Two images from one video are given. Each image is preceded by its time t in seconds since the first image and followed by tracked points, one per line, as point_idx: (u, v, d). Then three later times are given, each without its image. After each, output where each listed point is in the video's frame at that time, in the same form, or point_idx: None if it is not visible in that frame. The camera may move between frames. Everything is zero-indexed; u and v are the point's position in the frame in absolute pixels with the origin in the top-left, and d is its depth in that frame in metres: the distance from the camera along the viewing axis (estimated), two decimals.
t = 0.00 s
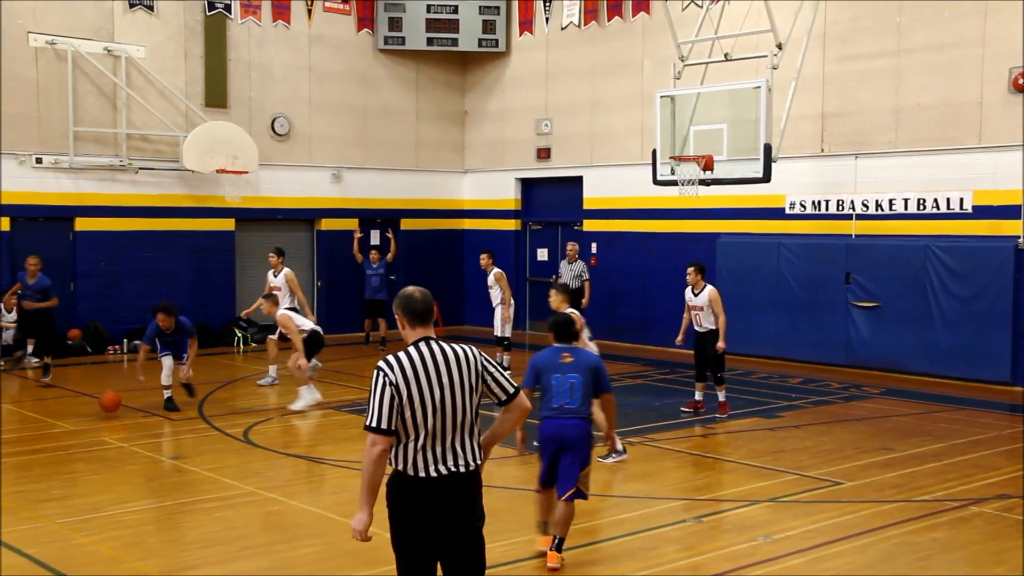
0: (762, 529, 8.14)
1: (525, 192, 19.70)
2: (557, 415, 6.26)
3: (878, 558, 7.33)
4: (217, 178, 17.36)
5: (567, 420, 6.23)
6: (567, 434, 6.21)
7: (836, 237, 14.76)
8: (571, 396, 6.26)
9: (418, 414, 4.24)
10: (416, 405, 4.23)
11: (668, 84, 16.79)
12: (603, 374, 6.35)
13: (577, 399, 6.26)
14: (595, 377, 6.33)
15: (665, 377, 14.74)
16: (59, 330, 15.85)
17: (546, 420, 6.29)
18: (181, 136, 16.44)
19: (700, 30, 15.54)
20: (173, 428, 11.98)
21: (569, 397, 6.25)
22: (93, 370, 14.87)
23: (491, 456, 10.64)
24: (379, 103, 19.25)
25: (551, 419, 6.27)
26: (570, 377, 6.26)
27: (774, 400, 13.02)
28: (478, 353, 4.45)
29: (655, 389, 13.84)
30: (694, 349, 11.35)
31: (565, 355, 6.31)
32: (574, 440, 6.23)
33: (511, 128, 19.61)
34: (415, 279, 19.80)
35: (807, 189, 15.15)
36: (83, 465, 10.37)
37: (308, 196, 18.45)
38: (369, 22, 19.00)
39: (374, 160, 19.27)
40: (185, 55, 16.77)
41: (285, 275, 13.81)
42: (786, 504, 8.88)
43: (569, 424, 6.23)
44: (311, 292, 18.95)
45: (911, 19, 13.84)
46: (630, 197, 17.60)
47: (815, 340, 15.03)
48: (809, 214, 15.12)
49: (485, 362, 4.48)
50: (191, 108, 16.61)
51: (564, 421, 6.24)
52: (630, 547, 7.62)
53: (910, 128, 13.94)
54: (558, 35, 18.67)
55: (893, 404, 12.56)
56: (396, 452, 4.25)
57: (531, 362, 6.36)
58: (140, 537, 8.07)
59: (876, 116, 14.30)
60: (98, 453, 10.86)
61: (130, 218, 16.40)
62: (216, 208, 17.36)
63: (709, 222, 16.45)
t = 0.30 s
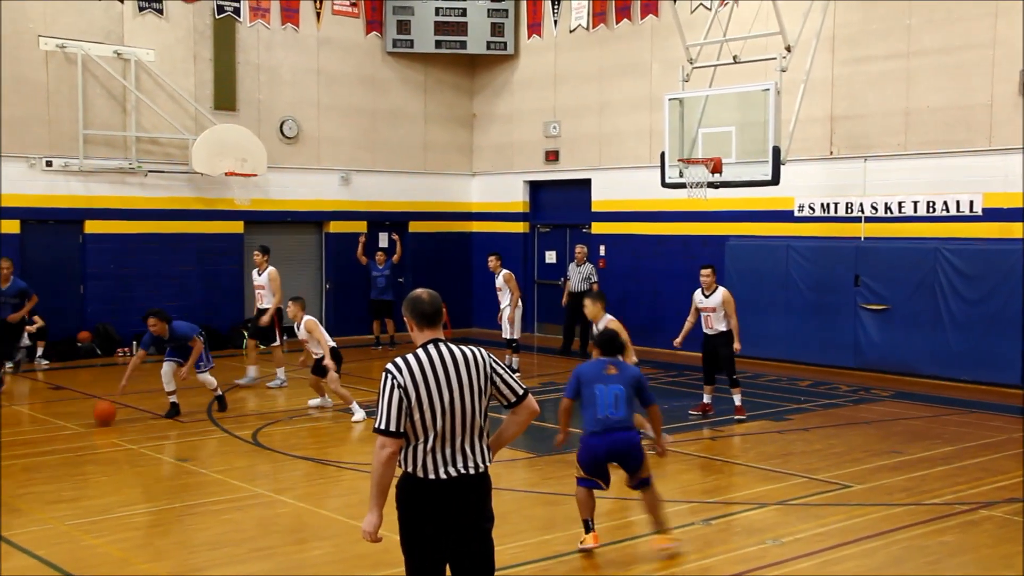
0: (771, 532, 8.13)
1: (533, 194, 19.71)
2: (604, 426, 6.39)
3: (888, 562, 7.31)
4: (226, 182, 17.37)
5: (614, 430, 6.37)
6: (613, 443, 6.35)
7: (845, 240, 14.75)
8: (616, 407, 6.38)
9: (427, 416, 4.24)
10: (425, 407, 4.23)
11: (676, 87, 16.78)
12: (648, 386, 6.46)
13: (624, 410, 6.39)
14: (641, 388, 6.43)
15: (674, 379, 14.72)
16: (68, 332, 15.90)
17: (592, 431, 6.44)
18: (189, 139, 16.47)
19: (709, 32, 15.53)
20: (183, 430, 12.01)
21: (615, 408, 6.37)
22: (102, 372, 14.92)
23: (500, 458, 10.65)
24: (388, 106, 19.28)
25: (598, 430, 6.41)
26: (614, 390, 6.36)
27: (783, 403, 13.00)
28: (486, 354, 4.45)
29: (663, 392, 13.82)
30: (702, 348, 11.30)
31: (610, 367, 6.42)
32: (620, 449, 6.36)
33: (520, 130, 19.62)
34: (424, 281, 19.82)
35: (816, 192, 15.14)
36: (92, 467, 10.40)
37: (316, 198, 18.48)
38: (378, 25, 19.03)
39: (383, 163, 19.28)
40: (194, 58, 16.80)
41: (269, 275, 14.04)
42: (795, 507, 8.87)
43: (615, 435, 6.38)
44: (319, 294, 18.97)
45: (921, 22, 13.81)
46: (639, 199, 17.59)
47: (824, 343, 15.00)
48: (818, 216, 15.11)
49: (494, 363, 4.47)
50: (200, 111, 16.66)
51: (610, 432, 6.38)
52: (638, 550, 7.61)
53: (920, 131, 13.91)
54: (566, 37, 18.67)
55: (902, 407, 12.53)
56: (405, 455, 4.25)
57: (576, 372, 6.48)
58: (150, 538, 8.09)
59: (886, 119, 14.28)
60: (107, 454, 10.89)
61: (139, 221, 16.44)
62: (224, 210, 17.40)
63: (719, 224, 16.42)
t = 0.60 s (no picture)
0: (780, 533, 8.11)
1: (542, 196, 19.71)
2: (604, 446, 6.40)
3: (898, 564, 7.28)
4: (235, 182, 17.42)
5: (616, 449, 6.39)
6: (620, 462, 6.38)
7: (854, 241, 14.72)
8: (611, 423, 6.39)
9: (434, 413, 4.23)
10: (432, 405, 4.22)
11: (684, 88, 16.76)
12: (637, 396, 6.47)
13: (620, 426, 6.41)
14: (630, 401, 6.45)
15: (683, 381, 14.70)
16: (78, 333, 15.96)
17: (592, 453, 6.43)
18: (198, 141, 16.50)
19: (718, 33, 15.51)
20: (191, 431, 12.04)
21: (611, 425, 6.39)
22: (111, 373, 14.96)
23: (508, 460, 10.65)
24: (397, 107, 19.29)
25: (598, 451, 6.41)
26: (609, 408, 6.35)
27: (791, 404, 12.97)
28: (494, 352, 4.44)
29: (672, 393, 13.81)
30: (720, 349, 11.22)
31: (600, 386, 6.33)
32: (629, 466, 6.41)
33: (528, 132, 19.62)
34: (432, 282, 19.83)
35: (824, 193, 15.13)
36: (101, 468, 10.42)
37: (325, 200, 18.51)
38: (386, 26, 19.04)
39: (391, 165, 19.31)
40: (203, 60, 16.82)
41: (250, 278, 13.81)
42: (804, 509, 8.84)
43: (616, 453, 6.39)
44: (328, 295, 19.00)
45: (931, 22, 13.74)
46: (647, 201, 17.58)
47: (833, 344, 14.96)
48: (827, 217, 15.10)
49: (502, 361, 4.47)
50: (209, 113, 16.68)
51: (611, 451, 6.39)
52: (646, 552, 7.60)
53: (930, 131, 13.86)
54: (575, 38, 18.66)
55: (912, 409, 12.49)
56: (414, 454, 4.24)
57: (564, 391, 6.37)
58: (158, 539, 8.10)
59: (895, 120, 14.24)
60: (116, 455, 10.91)
61: (147, 222, 16.48)
62: (233, 212, 17.44)
63: (727, 225, 16.42)
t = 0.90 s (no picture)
0: (801, 536, 8.08)
1: (560, 197, 19.70)
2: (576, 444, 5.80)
3: (920, 566, 7.23)
4: (254, 185, 17.54)
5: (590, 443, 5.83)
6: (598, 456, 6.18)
7: (875, 242, 14.65)
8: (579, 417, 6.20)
9: (456, 416, 4.23)
10: (454, 408, 4.22)
11: (703, 89, 16.72)
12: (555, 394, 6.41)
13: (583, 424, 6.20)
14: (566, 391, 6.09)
15: (703, 382, 14.67)
16: (100, 334, 16.08)
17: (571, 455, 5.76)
18: (219, 142, 16.58)
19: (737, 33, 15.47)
20: (211, 432, 12.10)
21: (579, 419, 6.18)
22: (133, 374, 15.07)
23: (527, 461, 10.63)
24: (415, 108, 19.31)
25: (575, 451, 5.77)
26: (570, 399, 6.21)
27: (812, 406, 12.93)
28: (514, 353, 4.45)
29: (692, 394, 13.78)
30: (745, 354, 11.12)
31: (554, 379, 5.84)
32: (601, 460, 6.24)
33: (546, 133, 19.61)
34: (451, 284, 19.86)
35: (845, 194, 15.08)
36: (122, 468, 10.48)
37: (344, 201, 18.57)
38: (405, 27, 19.06)
39: (410, 166, 19.33)
40: (223, 62, 16.88)
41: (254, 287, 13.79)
42: (825, 511, 8.80)
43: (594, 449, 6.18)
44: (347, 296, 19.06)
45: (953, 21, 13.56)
46: (667, 202, 17.55)
47: (854, 345, 14.89)
48: (847, 218, 15.05)
49: (521, 361, 4.47)
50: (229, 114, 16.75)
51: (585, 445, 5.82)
52: (667, 553, 7.59)
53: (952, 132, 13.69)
54: (593, 39, 18.64)
55: (934, 411, 12.41)
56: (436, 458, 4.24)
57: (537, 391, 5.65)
58: (179, 539, 8.13)
59: (917, 120, 14.14)
60: (136, 455, 10.97)
61: (168, 224, 16.59)
62: (253, 213, 17.53)
63: (747, 227, 16.36)
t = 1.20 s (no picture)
0: (822, 538, 8.04)
1: (582, 198, 19.68)
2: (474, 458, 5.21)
3: (943, 570, 7.17)
4: (276, 186, 17.63)
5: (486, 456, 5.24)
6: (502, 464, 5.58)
7: (899, 243, 14.56)
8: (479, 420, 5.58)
9: (478, 417, 4.22)
10: (476, 409, 4.22)
11: (725, 89, 16.66)
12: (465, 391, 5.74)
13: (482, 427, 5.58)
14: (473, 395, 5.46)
15: (724, 383, 14.63)
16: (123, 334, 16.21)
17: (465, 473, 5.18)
18: (241, 143, 16.68)
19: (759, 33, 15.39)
20: (233, 432, 12.15)
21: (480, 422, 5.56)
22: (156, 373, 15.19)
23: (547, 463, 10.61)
24: (436, 109, 19.34)
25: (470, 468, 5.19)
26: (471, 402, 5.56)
27: (834, 407, 12.87)
28: (534, 353, 4.44)
29: (713, 395, 13.75)
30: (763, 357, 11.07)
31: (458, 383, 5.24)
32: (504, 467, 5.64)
33: (568, 134, 19.59)
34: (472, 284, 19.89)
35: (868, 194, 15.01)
36: (143, 468, 10.53)
37: (365, 202, 18.63)
38: (426, 28, 19.09)
39: (431, 166, 19.37)
40: (245, 63, 16.96)
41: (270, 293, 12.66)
42: (847, 513, 8.75)
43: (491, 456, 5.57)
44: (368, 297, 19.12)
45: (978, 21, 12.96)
46: (688, 202, 17.51)
47: (877, 347, 14.81)
48: (870, 218, 14.96)
49: (542, 362, 4.46)
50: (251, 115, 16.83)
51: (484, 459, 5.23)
52: (687, 555, 7.57)
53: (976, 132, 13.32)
54: (614, 40, 18.59)
55: (958, 413, 12.31)
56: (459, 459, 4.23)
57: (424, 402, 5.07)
58: (201, 538, 8.16)
59: (942, 121, 14.00)
60: (158, 455, 11.03)
61: (191, 224, 16.69)
62: (275, 214, 17.63)
63: (770, 229, 16.39)
